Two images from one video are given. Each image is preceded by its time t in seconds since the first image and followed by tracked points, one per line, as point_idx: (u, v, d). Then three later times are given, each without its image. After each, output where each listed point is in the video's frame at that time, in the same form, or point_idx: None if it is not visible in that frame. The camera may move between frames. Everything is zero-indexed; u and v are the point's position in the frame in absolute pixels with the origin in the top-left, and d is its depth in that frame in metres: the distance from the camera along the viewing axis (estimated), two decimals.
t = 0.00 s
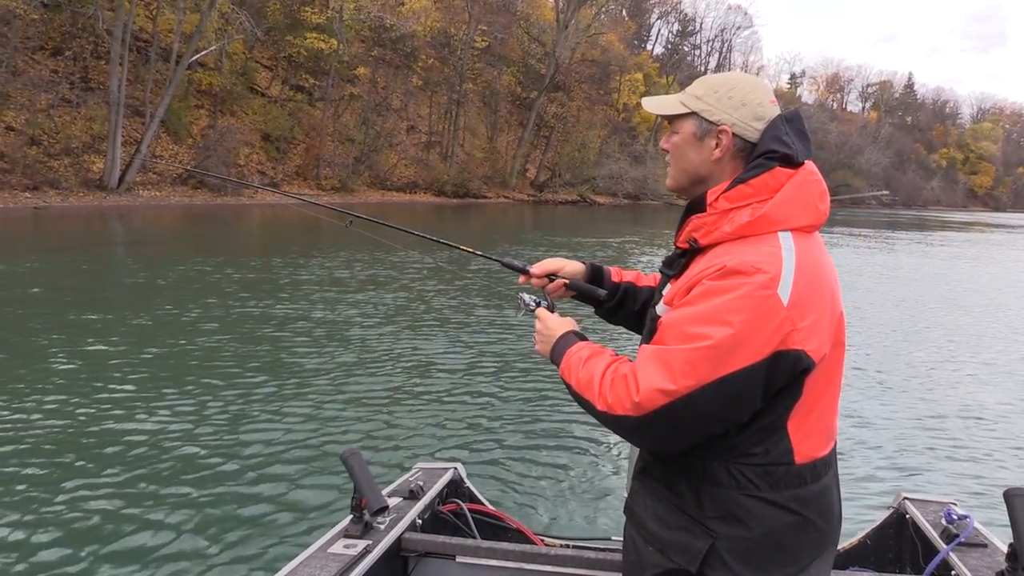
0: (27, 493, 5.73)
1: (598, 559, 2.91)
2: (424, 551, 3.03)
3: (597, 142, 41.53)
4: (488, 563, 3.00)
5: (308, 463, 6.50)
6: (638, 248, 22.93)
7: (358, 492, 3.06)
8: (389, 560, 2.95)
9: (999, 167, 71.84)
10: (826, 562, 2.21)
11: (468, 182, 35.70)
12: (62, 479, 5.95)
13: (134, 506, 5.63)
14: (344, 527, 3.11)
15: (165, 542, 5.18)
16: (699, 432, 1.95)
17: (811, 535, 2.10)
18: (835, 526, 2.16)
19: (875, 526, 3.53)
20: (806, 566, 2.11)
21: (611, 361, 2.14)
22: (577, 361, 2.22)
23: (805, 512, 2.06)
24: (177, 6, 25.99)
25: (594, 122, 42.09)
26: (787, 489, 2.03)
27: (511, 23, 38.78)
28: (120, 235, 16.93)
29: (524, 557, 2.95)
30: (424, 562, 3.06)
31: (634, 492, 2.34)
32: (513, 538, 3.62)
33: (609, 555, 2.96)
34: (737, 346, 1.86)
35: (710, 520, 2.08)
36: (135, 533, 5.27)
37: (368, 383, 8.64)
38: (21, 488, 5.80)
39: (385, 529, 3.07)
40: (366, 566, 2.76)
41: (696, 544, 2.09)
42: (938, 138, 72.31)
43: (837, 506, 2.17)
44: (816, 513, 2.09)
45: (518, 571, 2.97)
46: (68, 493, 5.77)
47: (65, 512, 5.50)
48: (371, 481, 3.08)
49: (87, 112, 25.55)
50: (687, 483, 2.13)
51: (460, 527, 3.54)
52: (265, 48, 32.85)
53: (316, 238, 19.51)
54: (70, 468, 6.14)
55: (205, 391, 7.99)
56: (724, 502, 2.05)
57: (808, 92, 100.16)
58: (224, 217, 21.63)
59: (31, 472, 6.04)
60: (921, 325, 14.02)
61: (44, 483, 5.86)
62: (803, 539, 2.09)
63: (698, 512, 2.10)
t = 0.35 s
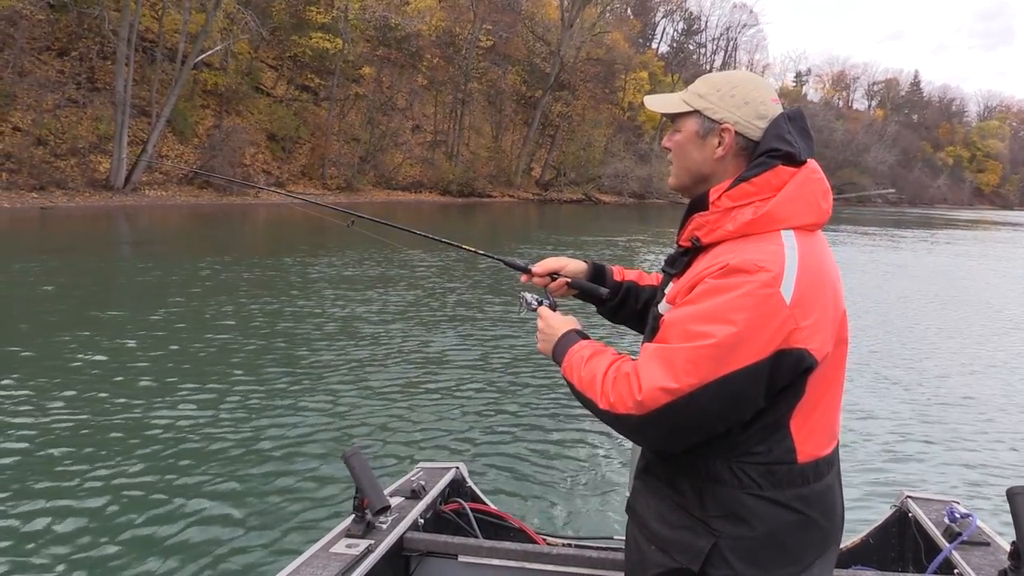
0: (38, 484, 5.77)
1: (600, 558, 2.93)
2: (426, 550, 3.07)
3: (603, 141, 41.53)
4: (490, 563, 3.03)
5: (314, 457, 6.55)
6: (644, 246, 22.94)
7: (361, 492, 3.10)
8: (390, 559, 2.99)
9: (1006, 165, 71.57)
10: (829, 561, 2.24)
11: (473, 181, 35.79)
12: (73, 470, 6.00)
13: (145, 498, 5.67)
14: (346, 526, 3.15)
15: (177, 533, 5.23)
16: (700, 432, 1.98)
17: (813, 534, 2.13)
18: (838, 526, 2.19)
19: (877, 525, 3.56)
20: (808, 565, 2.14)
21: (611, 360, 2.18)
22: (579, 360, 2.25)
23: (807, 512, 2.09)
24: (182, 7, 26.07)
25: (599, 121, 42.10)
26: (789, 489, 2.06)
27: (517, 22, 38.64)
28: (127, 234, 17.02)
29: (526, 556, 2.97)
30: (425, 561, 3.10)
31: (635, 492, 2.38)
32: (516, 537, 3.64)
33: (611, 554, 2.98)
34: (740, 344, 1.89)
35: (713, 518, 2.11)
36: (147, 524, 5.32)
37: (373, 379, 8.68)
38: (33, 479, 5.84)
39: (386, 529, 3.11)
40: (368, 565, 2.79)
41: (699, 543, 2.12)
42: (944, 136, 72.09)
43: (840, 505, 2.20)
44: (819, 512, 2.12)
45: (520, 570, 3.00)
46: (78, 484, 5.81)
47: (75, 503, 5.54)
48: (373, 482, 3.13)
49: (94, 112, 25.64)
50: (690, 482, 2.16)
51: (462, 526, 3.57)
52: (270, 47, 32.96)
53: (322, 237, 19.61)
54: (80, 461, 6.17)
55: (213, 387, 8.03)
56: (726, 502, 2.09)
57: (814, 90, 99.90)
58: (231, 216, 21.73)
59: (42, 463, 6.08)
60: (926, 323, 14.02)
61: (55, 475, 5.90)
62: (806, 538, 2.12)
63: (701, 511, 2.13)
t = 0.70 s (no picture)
0: (45, 490, 5.80)
1: (602, 557, 2.93)
2: (429, 549, 3.07)
3: (607, 139, 41.49)
4: (492, 562, 3.04)
5: (318, 456, 6.57)
6: (651, 244, 22.91)
7: (362, 491, 3.08)
8: (393, 559, 2.99)
9: (1013, 162, 71.23)
10: (834, 558, 2.24)
11: (478, 180, 35.80)
12: (79, 476, 6.03)
13: (152, 502, 5.70)
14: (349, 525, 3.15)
15: (186, 538, 5.26)
16: (707, 427, 1.98)
17: (818, 530, 2.13)
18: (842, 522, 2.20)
19: (880, 523, 3.56)
20: (814, 562, 2.14)
21: (616, 355, 2.17)
22: (583, 356, 2.25)
23: (811, 507, 2.10)
24: (187, 6, 26.08)
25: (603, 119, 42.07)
26: (794, 484, 2.07)
27: (521, 20, 38.56)
28: (133, 235, 17.06)
29: (528, 555, 2.98)
30: (428, 560, 3.11)
31: (639, 491, 2.37)
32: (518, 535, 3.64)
33: (614, 553, 2.97)
34: (746, 338, 1.89)
35: (719, 516, 2.11)
36: (155, 529, 5.35)
37: (378, 378, 8.69)
38: (38, 484, 5.87)
39: (389, 528, 3.11)
40: (370, 565, 2.79)
41: (705, 541, 2.12)
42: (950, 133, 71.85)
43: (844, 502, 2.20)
44: (823, 508, 2.13)
45: (523, 569, 3.00)
46: (85, 489, 5.84)
47: (82, 508, 5.57)
48: (375, 480, 3.12)
49: (99, 113, 25.69)
50: (695, 480, 2.16)
51: (464, 524, 3.57)
52: (274, 47, 33.02)
53: (327, 236, 19.67)
54: (86, 466, 6.21)
55: (218, 387, 8.06)
56: (732, 498, 2.09)
57: (819, 87, 99.59)
58: (236, 216, 21.77)
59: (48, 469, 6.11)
60: (931, 320, 13.98)
61: (61, 481, 5.93)
62: (811, 534, 2.12)
63: (706, 509, 2.13)
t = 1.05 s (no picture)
0: (49, 482, 5.80)
1: (605, 554, 2.93)
2: (430, 546, 3.09)
3: (612, 137, 41.42)
4: (494, 559, 3.04)
5: (321, 450, 6.58)
6: (655, 242, 22.90)
7: (364, 488, 3.08)
8: (394, 556, 3.00)
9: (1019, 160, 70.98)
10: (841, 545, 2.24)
11: (482, 177, 35.77)
12: (84, 468, 6.02)
13: (157, 494, 5.69)
14: (350, 521, 3.16)
15: (191, 530, 5.24)
16: (714, 399, 1.97)
17: (829, 512, 2.12)
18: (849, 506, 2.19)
19: (884, 520, 3.55)
20: (822, 545, 2.13)
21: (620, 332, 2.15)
22: (586, 335, 2.21)
23: (821, 488, 2.09)
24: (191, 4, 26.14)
25: (608, 117, 42.03)
26: (804, 464, 2.07)
27: (525, 18, 38.63)
28: (137, 232, 17.08)
29: (530, 552, 2.99)
30: (430, 557, 3.12)
31: (648, 483, 2.36)
32: (519, 532, 3.64)
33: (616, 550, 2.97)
34: (754, 311, 1.89)
35: (731, 499, 2.10)
36: (161, 520, 5.34)
37: (382, 373, 8.71)
38: (43, 476, 5.86)
39: (390, 524, 3.12)
40: (372, 562, 2.80)
41: (720, 525, 2.11)
42: (956, 131, 71.66)
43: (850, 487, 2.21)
44: (834, 489, 2.13)
45: (525, 566, 3.01)
46: (90, 481, 5.83)
47: (87, 500, 5.56)
48: (377, 476, 3.12)
49: (104, 111, 25.76)
50: (706, 464, 2.15)
51: (466, 521, 3.57)
52: (279, 45, 33.10)
53: (332, 234, 19.70)
54: (91, 459, 6.21)
55: (221, 384, 8.07)
56: (744, 480, 2.07)
57: (825, 84, 99.37)
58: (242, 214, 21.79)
59: (53, 461, 6.11)
60: (936, 318, 13.95)
61: (66, 473, 5.92)
62: (821, 515, 2.11)
63: (718, 492, 2.12)
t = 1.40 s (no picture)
0: (63, 472, 5.86)
1: (607, 549, 2.92)
2: (433, 543, 3.09)
3: (615, 131, 41.32)
4: (497, 554, 3.04)
5: (327, 442, 6.60)
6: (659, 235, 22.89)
7: (366, 485, 3.08)
8: (398, 553, 3.01)
9: None
10: (835, 527, 2.19)
11: (485, 172, 35.75)
12: (96, 460, 6.06)
13: (167, 486, 5.72)
14: (353, 518, 3.16)
15: (198, 520, 5.27)
16: (677, 381, 2.01)
17: (811, 492, 2.10)
18: (837, 486, 2.16)
19: (888, 513, 3.55)
20: (806, 526, 2.10)
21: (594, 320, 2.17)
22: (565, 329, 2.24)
23: (802, 469, 2.07)
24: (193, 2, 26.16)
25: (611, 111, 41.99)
26: (781, 443, 2.06)
27: (526, 12, 38.66)
28: (141, 231, 17.10)
29: (533, 548, 2.99)
30: (433, 553, 3.12)
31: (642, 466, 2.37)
32: (523, 528, 3.64)
33: (619, 545, 2.97)
34: (711, 296, 1.92)
35: (710, 476, 2.10)
36: (171, 512, 5.37)
37: (386, 368, 8.72)
38: (55, 468, 5.91)
39: (393, 522, 3.11)
40: (375, 560, 2.80)
41: (701, 500, 2.11)
42: (960, 122, 71.43)
43: (840, 470, 2.16)
44: (816, 469, 2.10)
45: (528, 562, 3.01)
46: (102, 473, 5.88)
47: (99, 491, 5.61)
48: (379, 474, 3.12)
49: (107, 110, 25.82)
50: (688, 445, 2.16)
51: (469, 518, 3.59)
52: (280, 42, 33.11)
53: (336, 230, 19.74)
54: (104, 450, 6.26)
55: (226, 379, 8.07)
56: (722, 458, 2.08)
57: (827, 76, 99.09)
58: (245, 212, 21.85)
59: (65, 454, 6.16)
60: (939, 309, 13.94)
61: (78, 464, 5.98)
62: (802, 496, 2.09)
63: (699, 470, 2.13)
